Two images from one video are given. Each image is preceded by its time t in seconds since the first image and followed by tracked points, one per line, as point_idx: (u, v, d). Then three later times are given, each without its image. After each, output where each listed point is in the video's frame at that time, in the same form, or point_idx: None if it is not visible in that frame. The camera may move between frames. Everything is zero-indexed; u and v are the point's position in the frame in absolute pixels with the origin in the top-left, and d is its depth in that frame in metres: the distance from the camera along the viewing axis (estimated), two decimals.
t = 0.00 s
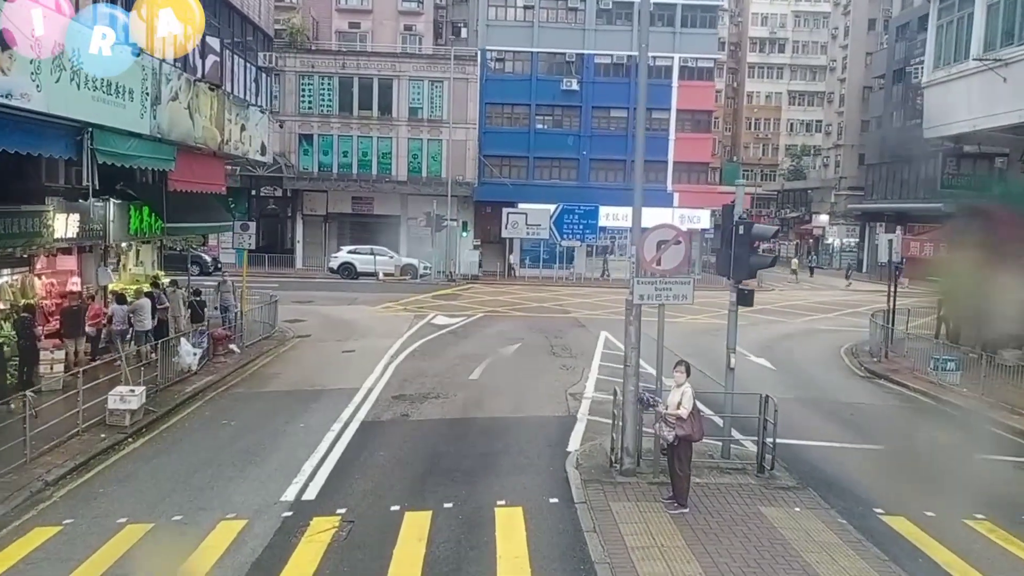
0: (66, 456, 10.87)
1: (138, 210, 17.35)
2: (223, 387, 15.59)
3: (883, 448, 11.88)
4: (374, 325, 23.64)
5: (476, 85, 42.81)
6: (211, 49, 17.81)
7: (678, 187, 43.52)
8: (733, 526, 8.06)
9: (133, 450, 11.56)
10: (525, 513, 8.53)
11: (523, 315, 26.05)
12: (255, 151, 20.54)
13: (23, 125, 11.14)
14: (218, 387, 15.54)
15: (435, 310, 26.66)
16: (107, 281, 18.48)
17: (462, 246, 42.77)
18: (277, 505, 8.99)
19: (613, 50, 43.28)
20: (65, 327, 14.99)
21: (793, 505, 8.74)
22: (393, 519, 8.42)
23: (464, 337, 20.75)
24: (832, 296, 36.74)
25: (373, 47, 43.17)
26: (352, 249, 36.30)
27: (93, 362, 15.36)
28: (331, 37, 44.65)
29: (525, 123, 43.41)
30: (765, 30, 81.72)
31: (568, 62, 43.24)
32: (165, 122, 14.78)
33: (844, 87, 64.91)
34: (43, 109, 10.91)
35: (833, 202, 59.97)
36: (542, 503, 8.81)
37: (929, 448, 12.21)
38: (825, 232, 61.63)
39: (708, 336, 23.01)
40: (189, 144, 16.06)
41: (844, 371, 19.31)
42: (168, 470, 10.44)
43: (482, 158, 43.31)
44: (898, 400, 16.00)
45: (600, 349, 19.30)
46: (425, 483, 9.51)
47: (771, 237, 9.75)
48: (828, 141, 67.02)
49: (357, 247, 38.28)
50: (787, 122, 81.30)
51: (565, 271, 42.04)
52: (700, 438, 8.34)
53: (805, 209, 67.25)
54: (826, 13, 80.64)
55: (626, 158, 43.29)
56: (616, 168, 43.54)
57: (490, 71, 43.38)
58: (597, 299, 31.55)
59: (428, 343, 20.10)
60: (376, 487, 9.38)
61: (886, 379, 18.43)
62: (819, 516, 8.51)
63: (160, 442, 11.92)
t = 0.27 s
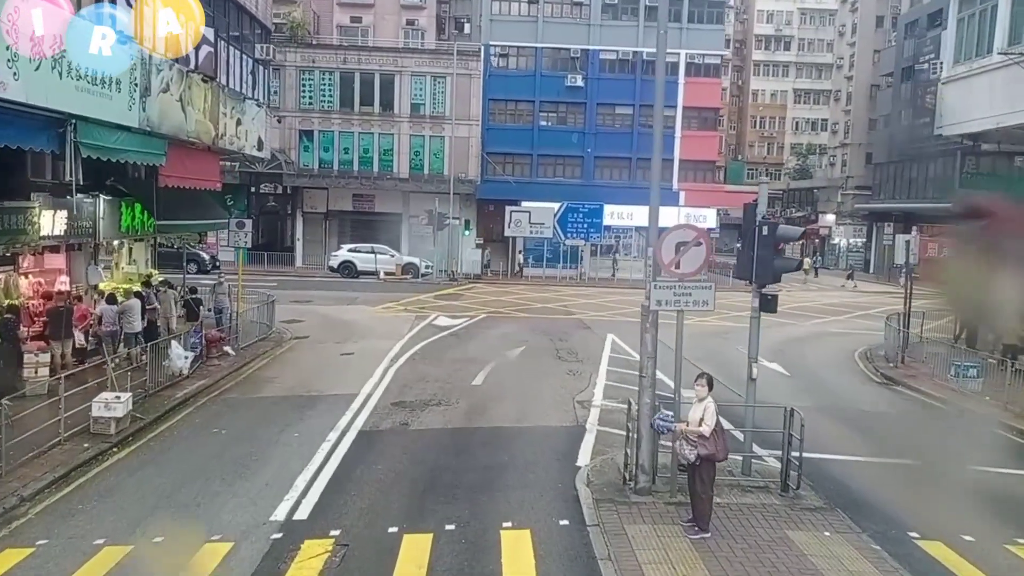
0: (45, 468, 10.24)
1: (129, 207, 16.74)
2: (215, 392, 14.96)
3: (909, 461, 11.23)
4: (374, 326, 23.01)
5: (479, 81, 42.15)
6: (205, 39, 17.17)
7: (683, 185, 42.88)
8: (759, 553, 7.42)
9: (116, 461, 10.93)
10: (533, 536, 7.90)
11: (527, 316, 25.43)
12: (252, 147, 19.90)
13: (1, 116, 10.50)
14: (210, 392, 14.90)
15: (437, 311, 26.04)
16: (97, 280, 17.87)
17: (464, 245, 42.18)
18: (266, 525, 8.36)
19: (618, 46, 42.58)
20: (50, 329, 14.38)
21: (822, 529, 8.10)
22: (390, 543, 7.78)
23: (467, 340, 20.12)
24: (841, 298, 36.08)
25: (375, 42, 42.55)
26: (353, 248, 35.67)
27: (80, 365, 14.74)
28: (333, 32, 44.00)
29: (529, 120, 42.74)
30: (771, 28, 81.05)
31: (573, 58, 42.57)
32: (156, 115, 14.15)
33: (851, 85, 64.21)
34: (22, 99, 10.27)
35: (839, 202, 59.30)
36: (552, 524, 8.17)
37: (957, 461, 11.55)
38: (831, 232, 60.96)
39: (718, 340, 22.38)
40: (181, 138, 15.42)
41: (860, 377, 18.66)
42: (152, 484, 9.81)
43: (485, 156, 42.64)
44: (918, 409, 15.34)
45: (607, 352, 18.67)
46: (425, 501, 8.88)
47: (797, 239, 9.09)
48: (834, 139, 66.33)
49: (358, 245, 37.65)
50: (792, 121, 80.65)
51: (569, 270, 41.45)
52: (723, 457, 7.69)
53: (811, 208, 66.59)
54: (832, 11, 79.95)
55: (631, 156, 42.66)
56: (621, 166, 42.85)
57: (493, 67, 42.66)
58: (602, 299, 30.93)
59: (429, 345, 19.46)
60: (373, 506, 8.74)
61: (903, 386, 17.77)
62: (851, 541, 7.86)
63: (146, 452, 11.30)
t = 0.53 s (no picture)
0: (18, 486, 9.55)
1: (117, 208, 16.10)
2: (207, 401, 14.26)
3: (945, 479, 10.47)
4: (375, 331, 22.31)
5: (482, 81, 41.50)
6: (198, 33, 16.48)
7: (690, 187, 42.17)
8: None
9: (96, 478, 10.24)
10: (544, 567, 7.19)
11: (532, 321, 24.71)
12: (248, 145, 19.19)
13: None
14: (201, 401, 14.21)
15: (439, 315, 25.33)
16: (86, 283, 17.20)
17: (468, 248, 41.49)
18: (251, 553, 7.66)
19: (624, 46, 41.90)
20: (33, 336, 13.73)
21: (861, 560, 7.37)
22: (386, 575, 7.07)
23: (470, 346, 19.43)
24: (852, 303, 35.28)
25: (377, 42, 41.94)
26: (354, 250, 34.97)
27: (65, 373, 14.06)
28: (334, 31, 43.37)
29: (533, 121, 42.00)
30: (776, 29, 80.43)
31: (578, 58, 41.91)
32: (144, 111, 13.50)
33: (859, 86, 63.49)
34: None
35: (847, 205, 58.53)
36: (564, 554, 7.45)
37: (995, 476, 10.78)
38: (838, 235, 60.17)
39: (730, 347, 21.65)
40: (171, 136, 14.76)
41: (880, 386, 17.92)
42: (133, 505, 9.12)
43: (489, 157, 41.92)
44: (948, 422, 14.55)
45: (616, 360, 17.96)
46: (424, 527, 8.17)
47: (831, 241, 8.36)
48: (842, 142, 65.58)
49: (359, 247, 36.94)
50: (798, 123, 80.02)
51: (574, 274, 40.72)
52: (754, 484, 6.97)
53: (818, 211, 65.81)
54: (839, 12, 79.30)
55: (637, 157, 41.97)
56: (627, 168, 42.15)
57: (497, 67, 41.95)
58: (609, 303, 30.20)
59: (431, 351, 18.74)
60: (368, 532, 8.04)
61: (926, 396, 17.02)
62: (893, 573, 7.14)
63: (130, 468, 10.61)
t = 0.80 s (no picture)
0: None
1: (101, 205, 15.35)
2: (193, 409, 13.50)
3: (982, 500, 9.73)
4: (371, 334, 21.55)
5: (483, 77, 40.74)
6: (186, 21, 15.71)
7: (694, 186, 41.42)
8: None
9: (68, 495, 9.49)
10: None
11: (534, 323, 23.94)
12: (239, 140, 18.43)
13: None
14: (187, 409, 13.45)
15: (438, 317, 24.57)
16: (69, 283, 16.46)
17: (467, 247, 40.73)
18: None
19: (627, 42, 41.14)
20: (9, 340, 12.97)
21: None
22: None
23: (471, 350, 18.67)
24: (861, 304, 34.51)
25: (375, 36, 41.16)
26: (351, 248, 34.19)
27: (43, 380, 13.29)
28: (332, 25, 42.60)
29: (535, 118, 41.23)
30: (780, 27, 79.76)
31: (581, 53, 41.13)
32: (125, 101, 12.77)
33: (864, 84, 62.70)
34: None
35: (852, 204, 57.75)
36: None
37: None
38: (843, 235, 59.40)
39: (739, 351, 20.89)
40: (156, 129, 14.00)
41: (897, 393, 17.17)
42: (103, 528, 8.38)
43: (489, 154, 41.15)
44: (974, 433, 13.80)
45: (622, 365, 17.22)
46: (419, 557, 7.42)
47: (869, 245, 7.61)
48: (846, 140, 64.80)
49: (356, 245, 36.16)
50: (801, 122, 79.28)
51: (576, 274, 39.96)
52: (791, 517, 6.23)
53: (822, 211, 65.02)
54: (843, 10, 78.56)
55: (640, 155, 41.22)
56: (629, 166, 41.38)
57: (498, 63, 41.17)
58: (612, 304, 29.44)
59: (429, 355, 18.00)
60: (356, 563, 7.30)
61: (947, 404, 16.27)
62: None
63: (105, 484, 9.87)
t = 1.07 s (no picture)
0: None
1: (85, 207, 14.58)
2: (179, 424, 12.70)
3: None
4: (369, 341, 20.75)
5: (487, 78, 39.96)
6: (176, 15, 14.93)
7: (702, 190, 40.63)
8: None
9: (34, 523, 8.69)
10: None
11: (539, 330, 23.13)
12: (232, 140, 17.65)
13: None
14: (172, 425, 12.65)
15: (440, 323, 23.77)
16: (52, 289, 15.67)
17: (470, 251, 39.95)
18: None
19: (634, 43, 40.37)
20: None
21: None
22: None
23: (473, 359, 17.86)
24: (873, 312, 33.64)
25: (378, 37, 40.43)
26: (352, 253, 33.38)
27: (18, 393, 12.49)
28: (334, 25, 41.85)
29: (540, 120, 40.46)
30: (787, 30, 79.11)
31: (587, 55, 40.35)
32: (108, 98, 12.02)
33: (873, 88, 61.89)
34: None
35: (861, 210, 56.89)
36: None
37: None
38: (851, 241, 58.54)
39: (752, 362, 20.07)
40: (142, 127, 13.28)
41: (922, 409, 16.32)
42: (68, 563, 7.59)
43: (493, 157, 40.37)
44: (1009, 454, 12.96)
45: (632, 377, 16.40)
46: None
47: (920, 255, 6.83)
48: (854, 145, 63.99)
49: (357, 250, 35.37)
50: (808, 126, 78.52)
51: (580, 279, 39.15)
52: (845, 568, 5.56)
53: (830, 216, 64.16)
54: (850, 13, 77.84)
55: (647, 159, 40.42)
56: (636, 170, 40.59)
57: (503, 64, 40.40)
58: (619, 312, 28.64)
59: (430, 366, 17.19)
60: None
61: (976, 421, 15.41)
62: None
63: (77, 508, 9.09)
